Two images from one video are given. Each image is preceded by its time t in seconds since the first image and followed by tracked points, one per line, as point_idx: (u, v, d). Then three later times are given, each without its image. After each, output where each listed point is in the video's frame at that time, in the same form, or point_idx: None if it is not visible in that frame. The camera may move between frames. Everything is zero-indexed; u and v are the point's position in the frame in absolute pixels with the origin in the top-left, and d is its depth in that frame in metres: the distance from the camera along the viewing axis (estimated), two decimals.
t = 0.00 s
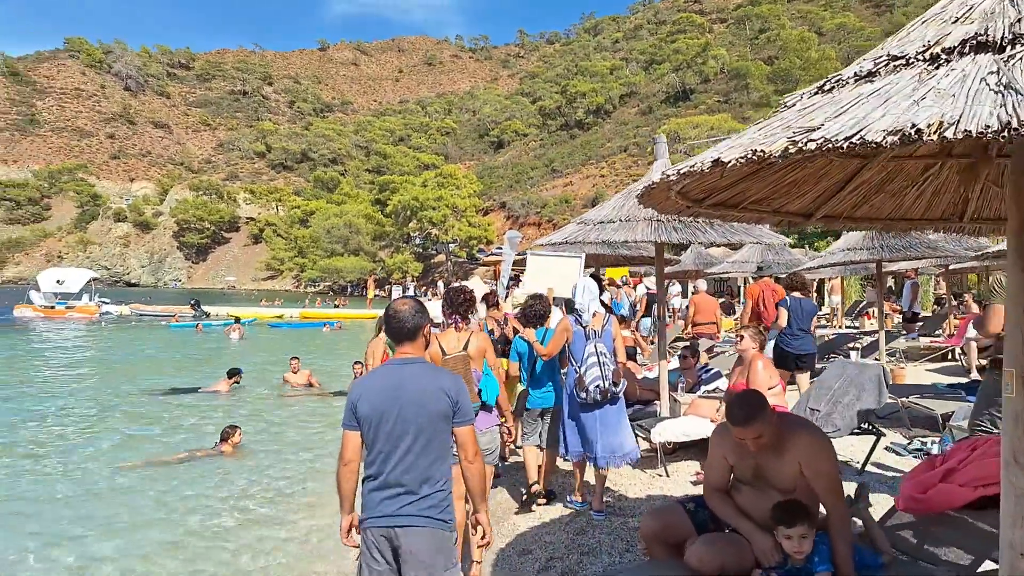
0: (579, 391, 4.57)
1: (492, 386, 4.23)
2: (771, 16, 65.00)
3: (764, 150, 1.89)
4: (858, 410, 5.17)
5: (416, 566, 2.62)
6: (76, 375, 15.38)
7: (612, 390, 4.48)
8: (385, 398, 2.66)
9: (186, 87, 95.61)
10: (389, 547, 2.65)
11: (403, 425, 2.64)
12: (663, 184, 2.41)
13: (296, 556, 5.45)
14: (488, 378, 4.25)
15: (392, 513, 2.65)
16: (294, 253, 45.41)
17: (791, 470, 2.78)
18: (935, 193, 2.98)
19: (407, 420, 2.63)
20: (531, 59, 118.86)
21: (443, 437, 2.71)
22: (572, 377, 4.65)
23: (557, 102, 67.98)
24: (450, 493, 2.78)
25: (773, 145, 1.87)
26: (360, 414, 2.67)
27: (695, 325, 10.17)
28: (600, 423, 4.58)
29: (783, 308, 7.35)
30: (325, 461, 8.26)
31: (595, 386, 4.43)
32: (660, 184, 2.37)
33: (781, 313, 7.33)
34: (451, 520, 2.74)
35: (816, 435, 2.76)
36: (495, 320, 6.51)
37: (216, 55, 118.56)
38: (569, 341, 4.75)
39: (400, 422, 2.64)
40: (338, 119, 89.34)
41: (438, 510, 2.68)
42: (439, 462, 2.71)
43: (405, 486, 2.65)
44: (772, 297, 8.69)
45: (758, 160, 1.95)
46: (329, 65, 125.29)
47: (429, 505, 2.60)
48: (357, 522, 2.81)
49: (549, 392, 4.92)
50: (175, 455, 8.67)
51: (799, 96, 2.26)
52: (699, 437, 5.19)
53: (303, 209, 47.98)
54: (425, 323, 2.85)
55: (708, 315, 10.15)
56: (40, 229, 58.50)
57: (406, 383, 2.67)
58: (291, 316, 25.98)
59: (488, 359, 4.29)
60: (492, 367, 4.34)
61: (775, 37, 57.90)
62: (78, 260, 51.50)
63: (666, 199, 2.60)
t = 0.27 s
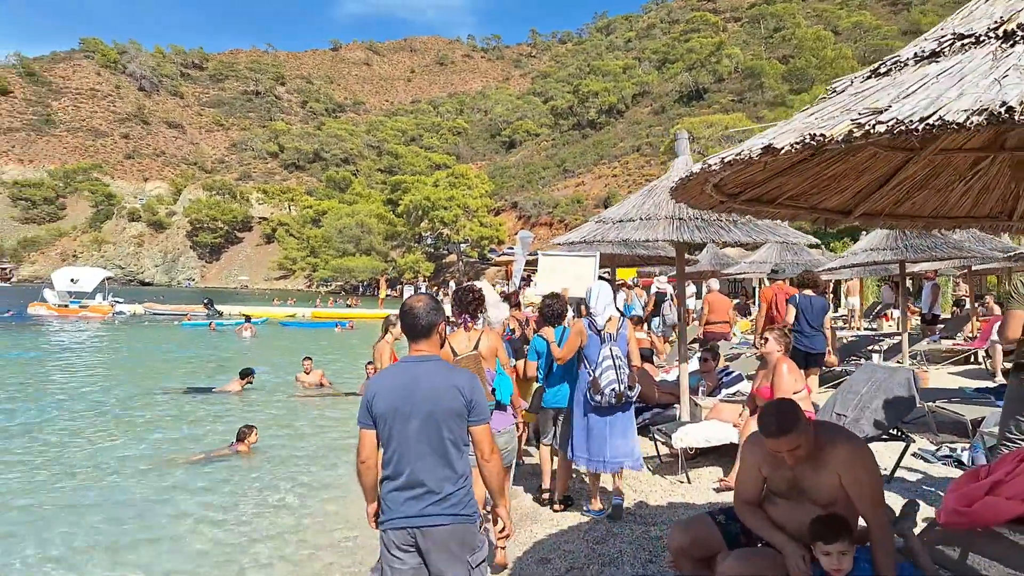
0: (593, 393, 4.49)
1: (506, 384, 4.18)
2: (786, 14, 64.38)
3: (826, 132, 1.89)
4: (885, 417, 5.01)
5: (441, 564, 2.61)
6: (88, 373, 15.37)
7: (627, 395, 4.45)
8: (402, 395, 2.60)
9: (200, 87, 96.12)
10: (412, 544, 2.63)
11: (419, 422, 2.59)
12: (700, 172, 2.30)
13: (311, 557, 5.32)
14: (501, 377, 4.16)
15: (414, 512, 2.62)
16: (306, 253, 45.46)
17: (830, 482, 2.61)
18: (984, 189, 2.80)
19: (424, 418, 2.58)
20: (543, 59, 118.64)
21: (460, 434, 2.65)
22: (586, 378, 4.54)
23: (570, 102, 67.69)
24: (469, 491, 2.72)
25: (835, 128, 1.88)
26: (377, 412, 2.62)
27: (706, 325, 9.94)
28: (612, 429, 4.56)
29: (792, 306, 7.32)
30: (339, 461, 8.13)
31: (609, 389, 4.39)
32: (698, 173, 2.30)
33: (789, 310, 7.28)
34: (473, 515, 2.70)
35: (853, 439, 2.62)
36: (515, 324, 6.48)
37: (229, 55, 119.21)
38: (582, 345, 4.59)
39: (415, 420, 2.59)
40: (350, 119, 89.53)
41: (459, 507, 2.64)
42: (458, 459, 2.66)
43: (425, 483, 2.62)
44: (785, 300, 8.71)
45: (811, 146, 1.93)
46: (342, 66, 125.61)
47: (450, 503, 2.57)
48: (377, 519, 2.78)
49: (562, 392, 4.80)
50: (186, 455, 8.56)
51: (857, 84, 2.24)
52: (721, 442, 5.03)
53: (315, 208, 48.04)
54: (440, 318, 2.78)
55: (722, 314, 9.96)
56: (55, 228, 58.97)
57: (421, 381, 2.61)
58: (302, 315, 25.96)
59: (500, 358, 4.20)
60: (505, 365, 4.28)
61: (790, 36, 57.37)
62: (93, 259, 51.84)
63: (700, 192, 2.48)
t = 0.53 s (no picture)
0: (603, 392, 4.32)
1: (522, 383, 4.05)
2: (796, 13, 63.90)
3: (886, 108, 1.74)
4: (909, 416, 4.88)
5: (464, 561, 2.54)
6: (99, 373, 15.37)
7: (639, 394, 4.27)
8: (418, 391, 2.53)
9: (209, 87, 96.43)
10: (432, 542, 2.55)
11: (440, 417, 2.51)
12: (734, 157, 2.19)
13: (321, 557, 5.17)
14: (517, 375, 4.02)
15: (432, 511, 2.54)
16: (314, 253, 45.45)
17: (862, 487, 2.46)
18: None
19: (443, 414, 2.50)
20: (552, 58, 118.44)
21: (478, 430, 2.56)
22: (595, 376, 4.36)
23: (578, 102, 67.47)
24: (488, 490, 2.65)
25: (897, 102, 1.74)
26: (393, 408, 2.55)
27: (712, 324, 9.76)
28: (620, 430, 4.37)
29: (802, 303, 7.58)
30: (350, 461, 8.02)
31: (620, 387, 4.22)
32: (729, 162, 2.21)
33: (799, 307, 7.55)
34: (493, 514, 2.63)
35: (888, 439, 2.48)
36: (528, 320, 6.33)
37: (238, 56, 119.59)
38: (594, 344, 4.38)
39: (432, 418, 2.51)
40: (359, 118, 89.60)
41: (479, 504, 2.56)
42: (478, 455, 2.57)
43: (444, 481, 2.53)
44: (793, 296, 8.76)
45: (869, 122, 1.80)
46: (350, 65, 125.77)
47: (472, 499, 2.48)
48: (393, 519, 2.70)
49: (573, 390, 4.67)
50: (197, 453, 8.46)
51: (910, 69, 2.11)
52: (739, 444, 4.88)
53: (324, 208, 48.05)
54: (457, 314, 2.71)
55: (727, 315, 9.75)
56: (66, 228, 59.32)
57: (439, 377, 2.53)
58: (310, 314, 25.93)
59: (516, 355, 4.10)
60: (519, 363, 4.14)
61: (800, 34, 56.98)
62: (103, 258, 52.11)
63: (731, 179, 2.36)
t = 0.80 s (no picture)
0: (613, 391, 4.24)
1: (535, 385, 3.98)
2: (800, 11, 63.59)
3: (946, 83, 1.62)
4: (927, 414, 4.73)
5: (484, 564, 2.52)
6: (103, 374, 15.32)
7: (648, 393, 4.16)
8: (448, 390, 2.58)
9: (212, 88, 96.52)
10: (453, 544, 2.54)
11: (469, 418, 2.55)
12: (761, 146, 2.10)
13: (329, 559, 5.07)
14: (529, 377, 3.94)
15: (456, 512, 2.54)
16: (318, 253, 45.40)
17: (895, 494, 2.34)
18: None
19: (471, 414, 2.54)
20: (555, 57, 118.24)
21: (506, 434, 2.60)
22: (606, 377, 4.28)
23: (582, 101, 67.31)
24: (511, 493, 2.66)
25: (955, 77, 1.63)
26: (421, 409, 2.59)
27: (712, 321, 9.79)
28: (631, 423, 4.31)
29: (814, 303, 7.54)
30: (357, 461, 7.93)
31: (631, 386, 4.14)
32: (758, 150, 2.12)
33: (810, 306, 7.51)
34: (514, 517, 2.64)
35: (921, 448, 2.33)
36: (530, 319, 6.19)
37: (242, 57, 119.68)
38: (603, 342, 4.26)
39: (461, 417, 2.55)
40: (362, 119, 89.60)
41: (503, 507, 2.57)
42: (501, 458, 2.60)
43: (468, 482, 2.55)
44: (800, 296, 8.67)
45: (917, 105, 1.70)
46: (353, 66, 125.76)
47: (498, 501, 2.50)
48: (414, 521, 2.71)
49: (581, 390, 4.61)
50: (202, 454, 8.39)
51: (954, 50, 2.01)
52: (752, 447, 4.76)
53: (327, 208, 47.99)
54: (486, 319, 2.78)
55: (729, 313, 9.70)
56: (70, 229, 59.45)
57: (468, 378, 2.59)
58: (314, 314, 25.86)
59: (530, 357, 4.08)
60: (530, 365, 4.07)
61: (804, 32, 56.71)
62: (107, 259, 52.17)
63: (756, 170, 2.26)
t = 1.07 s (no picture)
0: (621, 389, 4.21)
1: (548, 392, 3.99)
2: (802, 8, 63.33)
3: (1000, 44, 1.48)
4: (942, 417, 4.41)
5: (499, 552, 2.61)
6: (104, 374, 15.22)
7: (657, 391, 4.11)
8: (474, 378, 2.67)
9: (214, 89, 96.51)
10: (470, 531, 2.64)
11: (491, 408, 2.65)
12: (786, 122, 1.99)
13: (325, 559, 4.95)
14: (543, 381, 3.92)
15: (473, 500, 2.63)
16: (320, 253, 45.32)
17: (928, 501, 2.17)
18: None
19: (493, 402, 2.63)
20: (557, 57, 118.04)
21: (528, 425, 2.71)
22: (614, 373, 4.24)
23: (583, 100, 67.15)
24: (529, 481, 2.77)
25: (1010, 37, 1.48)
26: (443, 394, 2.69)
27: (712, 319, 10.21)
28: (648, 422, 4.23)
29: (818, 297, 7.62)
30: (359, 459, 7.81)
31: (640, 384, 4.10)
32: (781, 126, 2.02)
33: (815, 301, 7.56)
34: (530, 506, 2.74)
35: (956, 453, 2.16)
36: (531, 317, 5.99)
37: (243, 57, 119.67)
38: (611, 342, 4.25)
39: (485, 403, 2.65)
40: (364, 118, 89.56)
41: (522, 496, 2.68)
42: (524, 446, 2.69)
43: (487, 470, 2.65)
44: (803, 292, 8.66)
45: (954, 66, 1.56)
46: (355, 66, 125.73)
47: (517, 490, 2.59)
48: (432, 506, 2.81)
49: (591, 387, 4.40)
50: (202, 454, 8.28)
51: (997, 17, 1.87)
52: (763, 449, 4.58)
53: (329, 208, 47.90)
54: (514, 309, 2.85)
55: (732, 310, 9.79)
56: (72, 230, 59.46)
57: (493, 365, 2.68)
58: (316, 314, 25.74)
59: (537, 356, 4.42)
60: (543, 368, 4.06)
61: (806, 30, 56.52)
62: (109, 260, 52.14)
63: (778, 152, 2.17)
